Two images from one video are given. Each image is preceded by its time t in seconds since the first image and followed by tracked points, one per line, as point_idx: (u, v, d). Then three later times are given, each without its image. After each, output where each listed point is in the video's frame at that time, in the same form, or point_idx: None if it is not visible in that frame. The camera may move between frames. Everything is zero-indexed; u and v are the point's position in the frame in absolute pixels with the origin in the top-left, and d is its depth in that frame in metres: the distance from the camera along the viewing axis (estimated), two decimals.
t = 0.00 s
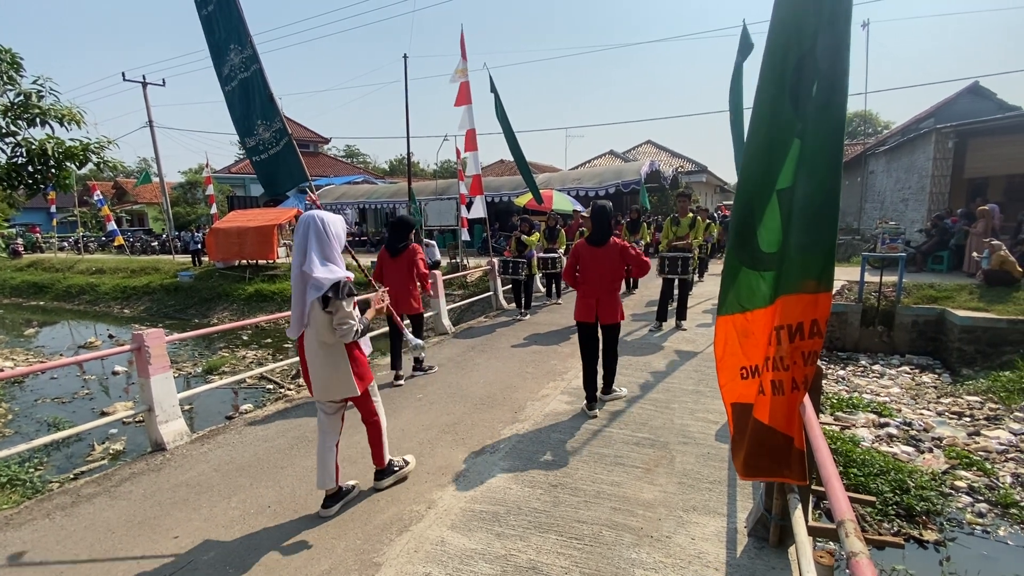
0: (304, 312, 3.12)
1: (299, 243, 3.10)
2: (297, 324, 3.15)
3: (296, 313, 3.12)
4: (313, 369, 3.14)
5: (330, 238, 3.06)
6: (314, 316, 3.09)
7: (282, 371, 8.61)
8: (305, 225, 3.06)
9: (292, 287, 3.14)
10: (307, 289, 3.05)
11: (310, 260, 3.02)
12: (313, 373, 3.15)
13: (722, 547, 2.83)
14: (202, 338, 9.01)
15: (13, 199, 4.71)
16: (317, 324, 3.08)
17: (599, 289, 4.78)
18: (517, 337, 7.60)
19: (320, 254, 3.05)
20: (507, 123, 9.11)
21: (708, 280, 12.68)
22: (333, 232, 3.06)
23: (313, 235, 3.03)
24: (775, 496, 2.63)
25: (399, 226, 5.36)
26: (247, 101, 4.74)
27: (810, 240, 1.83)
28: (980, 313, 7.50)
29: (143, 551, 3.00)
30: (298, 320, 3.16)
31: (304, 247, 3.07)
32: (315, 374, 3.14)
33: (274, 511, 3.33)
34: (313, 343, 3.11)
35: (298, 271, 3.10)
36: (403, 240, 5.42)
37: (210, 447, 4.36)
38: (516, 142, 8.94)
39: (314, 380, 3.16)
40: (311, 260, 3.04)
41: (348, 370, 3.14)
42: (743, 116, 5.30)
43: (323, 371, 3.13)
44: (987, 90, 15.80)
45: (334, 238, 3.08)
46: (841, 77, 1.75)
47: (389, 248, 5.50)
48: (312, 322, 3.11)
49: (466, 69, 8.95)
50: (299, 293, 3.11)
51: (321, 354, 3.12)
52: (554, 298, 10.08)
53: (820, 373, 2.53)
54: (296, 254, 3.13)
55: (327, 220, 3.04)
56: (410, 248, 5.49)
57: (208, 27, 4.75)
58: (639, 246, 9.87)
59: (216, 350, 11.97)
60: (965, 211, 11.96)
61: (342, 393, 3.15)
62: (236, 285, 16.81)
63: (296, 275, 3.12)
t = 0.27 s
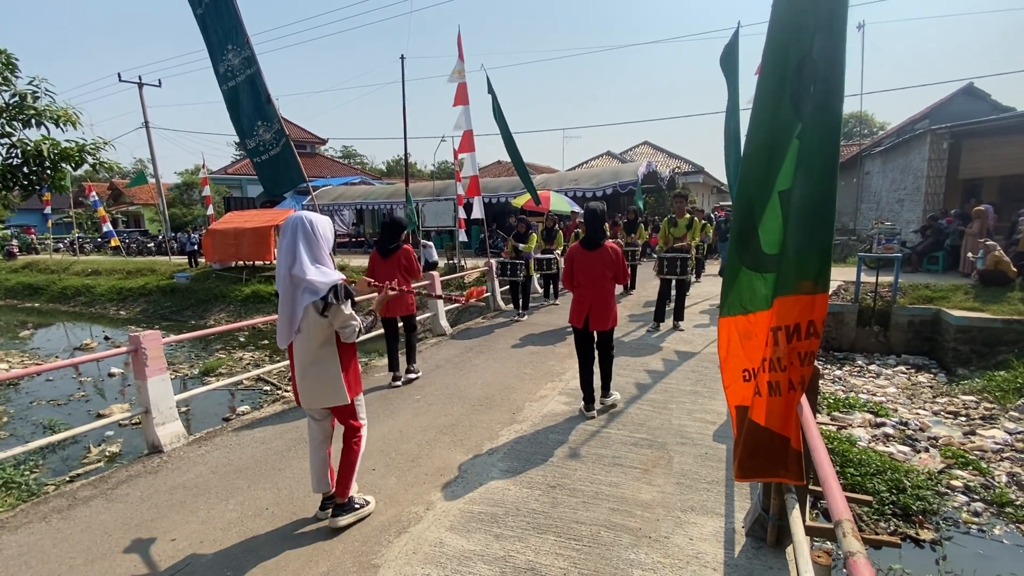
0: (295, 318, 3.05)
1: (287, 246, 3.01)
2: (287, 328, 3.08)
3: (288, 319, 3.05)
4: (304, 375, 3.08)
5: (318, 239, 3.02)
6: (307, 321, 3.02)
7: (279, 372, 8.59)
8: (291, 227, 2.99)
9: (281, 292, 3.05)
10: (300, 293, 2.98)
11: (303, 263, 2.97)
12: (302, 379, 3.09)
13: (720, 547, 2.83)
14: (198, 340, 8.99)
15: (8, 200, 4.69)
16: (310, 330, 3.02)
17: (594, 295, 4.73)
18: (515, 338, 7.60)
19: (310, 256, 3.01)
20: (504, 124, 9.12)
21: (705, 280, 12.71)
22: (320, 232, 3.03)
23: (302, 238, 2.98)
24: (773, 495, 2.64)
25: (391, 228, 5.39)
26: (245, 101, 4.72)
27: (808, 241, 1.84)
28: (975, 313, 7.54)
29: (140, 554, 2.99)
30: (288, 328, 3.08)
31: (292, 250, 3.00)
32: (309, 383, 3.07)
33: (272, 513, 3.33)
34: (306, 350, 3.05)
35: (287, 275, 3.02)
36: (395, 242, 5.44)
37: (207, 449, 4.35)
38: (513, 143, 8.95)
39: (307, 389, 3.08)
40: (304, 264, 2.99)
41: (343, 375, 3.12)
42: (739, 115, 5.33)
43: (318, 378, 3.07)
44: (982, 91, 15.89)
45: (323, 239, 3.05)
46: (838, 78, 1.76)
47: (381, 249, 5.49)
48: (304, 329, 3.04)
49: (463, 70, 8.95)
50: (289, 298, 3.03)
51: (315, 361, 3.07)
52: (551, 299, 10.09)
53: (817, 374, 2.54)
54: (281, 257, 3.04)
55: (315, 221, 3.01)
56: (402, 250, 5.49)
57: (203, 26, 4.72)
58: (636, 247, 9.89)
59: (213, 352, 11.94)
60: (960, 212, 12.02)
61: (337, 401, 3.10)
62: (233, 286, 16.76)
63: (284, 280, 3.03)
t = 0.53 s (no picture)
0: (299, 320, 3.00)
1: (294, 246, 2.98)
2: (288, 330, 3.04)
3: (292, 321, 3.01)
4: (304, 377, 3.04)
5: (326, 241, 3.03)
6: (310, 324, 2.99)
7: (276, 373, 8.56)
8: (300, 227, 2.97)
9: (285, 292, 3.00)
10: (308, 294, 2.96)
11: (313, 264, 2.95)
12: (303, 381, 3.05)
13: (719, 547, 2.83)
14: (196, 341, 8.96)
15: (4, 201, 4.67)
16: (314, 334, 2.99)
17: (595, 291, 4.73)
18: (513, 338, 7.60)
19: (319, 257, 3.00)
20: (502, 124, 9.12)
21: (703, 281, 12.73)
22: (329, 234, 3.05)
23: (313, 238, 2.97)
24: (772, 495, 2.64)
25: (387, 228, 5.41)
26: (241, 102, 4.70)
27: (806, 241, 1.84)
28: (971, 312, 7.57)
29: (138, 556, 2.98)
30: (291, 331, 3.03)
31: (301, 250, 2.97)
32: (309, 388, 3.04)
33: (270, 515, 3.32)
34: (309, 354, 3.03)
35: (293, 275, 2.98)
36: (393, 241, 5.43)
37: (205, 451, 4.33)
38: (511, 144, 8.96)
39: (308, 394, 3.04)
40: (310, 265, 2.97)
41: (345, 378, 3.11)
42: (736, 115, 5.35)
43: (319, 383, 3.04)
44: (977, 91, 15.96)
45: (330, 241, 3.06)
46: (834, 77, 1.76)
47: (378, 250, 5.48)
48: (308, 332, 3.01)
49: (461, 70, 8.96)
50: (293, 299, 2.98)
51: (317, 365, 3.05)
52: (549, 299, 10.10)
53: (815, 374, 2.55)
54: (286, 256, 3.00)
55: (325, 222, 3.02)
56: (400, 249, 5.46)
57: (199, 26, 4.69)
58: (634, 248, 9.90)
59: (210, 353, 11.91)
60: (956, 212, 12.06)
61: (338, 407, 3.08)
62: (230, 287, 16.72)
63: (288, 280, 2.98)
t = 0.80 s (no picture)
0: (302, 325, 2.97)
1: (297, 250, 2.97)
2: (289, 335, 2.99)
3: (296, 328, 2.97)
4: (308, 382, 3.01)
5: (328, 246, 3.06)
6: (315, 329, 2.98)
7: (274, 374, 8.55)
8: (304, 232, 2.98)
9: (287, 298, 2.96)
10: (312, 299, 2.95)
11: (318, 269, 2.96)
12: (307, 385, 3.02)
13: (718, 546, 2.84)
14: (194, 342, 8.95)
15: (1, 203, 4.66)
16: (319, 339, 3.00)
17: (594, 295, 4.73)
18: (512, 338, 7.60)
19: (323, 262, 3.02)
20: (500, 124, 9.12)
21: (701, 280, 12.75)
22: (331, 239, 3.07)
23: (317, 244, 2.98)
24: (771, 494, 2.65)
25: (386, 228, 5.41)
26: (239, 102, 4.71)
27: (805, 241, 1.85)
28: (968, 311, 7.59)
29: (138, 557, 2.98)
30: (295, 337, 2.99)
31: (304, 255, 2.97)
32: (314, 392, 3.02)
33: (269, 516, 3.32)
34: (314, 359, 3.02)
35: (297, 280, 2.95)
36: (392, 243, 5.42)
37: (204, 452, 4.33)
38: (509, 144, 8.96)
39: (312, 399, 3.03)
40: (316, 269, 2.97)
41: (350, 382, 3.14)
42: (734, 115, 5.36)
43: (324, 388, 3.03)
44: (975, 91, 16.01)
45: (331, 247, 3.08)
46: (831, 75, 1.77)
47: (377, 252, 5.47)
48: (312, 337, 3.00)
49: (459, 70, 8.96)
50: (296, 305, 2.96)
51: (322, 369, 3.04)
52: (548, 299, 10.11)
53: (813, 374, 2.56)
54: (288, 261, 2.98)
55: (327, 227, 3.04)
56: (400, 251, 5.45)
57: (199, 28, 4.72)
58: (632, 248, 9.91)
59: (208, 354, 11.89)
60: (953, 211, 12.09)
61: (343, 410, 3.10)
62: (228, 288, 16.69)
63: (291, 285, 2.95)
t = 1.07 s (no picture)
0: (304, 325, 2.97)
1: (295, 252, 2.98)
2: (293, 335, 2.97)
3: (298, 328, 2.96)
4: (315, 379, 3.05)
5: (325, 244, 3.04)
6: (319, 327, 2.99)
7: (274, 374, 8.54)
8: (300, 233, 2.97)
9: (287, 300, 2.97)
10: (311, 298, 2.95)
11: (313, 269, 2.96)
12: (313, 383, 3.06)
13: (720, 543, 2.85)
14: (193, 342, 8.93)
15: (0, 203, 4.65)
16: (325, 335, 3.02)
17: (593, 290, 4.74)
18: (512, 338, 7.60)
19: (319, 261, 3.01)
20: (499, 124, 9.12)
21: (700, 279, 12.76)
22: (328, 237, 3.06)
23: (313, 243, 2.98)
24: (772, 492, 2.66)
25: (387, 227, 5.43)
26: (236, 102, 4.70)
27: (802, 239, 1.86)
28: (967, 309, 7.60)
29: (139, 557, 2.97)
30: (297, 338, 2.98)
31: (302, 255, 2.98)
32: (322, 389, 3.05)
33: (270, 515, 3.31)
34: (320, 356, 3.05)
35: (295, 281, 2.96)
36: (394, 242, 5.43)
37: (204, 451, 4.32)
38: (508, 143, 8.96)
39: (321, 395, 3.06)
40: (315, 269, 2.97)
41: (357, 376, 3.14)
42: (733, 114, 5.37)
43: (331, 383, 3.05)
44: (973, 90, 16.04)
45: (328, 245, 3.07)
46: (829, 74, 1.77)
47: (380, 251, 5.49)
48: (317, 335, 3.02)
49: (458, 70, 8.96)
50: (296, 305, 2.96)
51: (330, 366, 3.06)
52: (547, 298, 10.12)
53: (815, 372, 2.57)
54: (288, 262, 2.99)
55: (323, 226, 3.03)
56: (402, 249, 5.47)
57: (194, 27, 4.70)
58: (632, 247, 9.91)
59: (207, 355, 11.88)
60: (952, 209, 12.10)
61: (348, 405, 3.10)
62: (227, 288, 16.68)
63: (291, 287, 2.96)
